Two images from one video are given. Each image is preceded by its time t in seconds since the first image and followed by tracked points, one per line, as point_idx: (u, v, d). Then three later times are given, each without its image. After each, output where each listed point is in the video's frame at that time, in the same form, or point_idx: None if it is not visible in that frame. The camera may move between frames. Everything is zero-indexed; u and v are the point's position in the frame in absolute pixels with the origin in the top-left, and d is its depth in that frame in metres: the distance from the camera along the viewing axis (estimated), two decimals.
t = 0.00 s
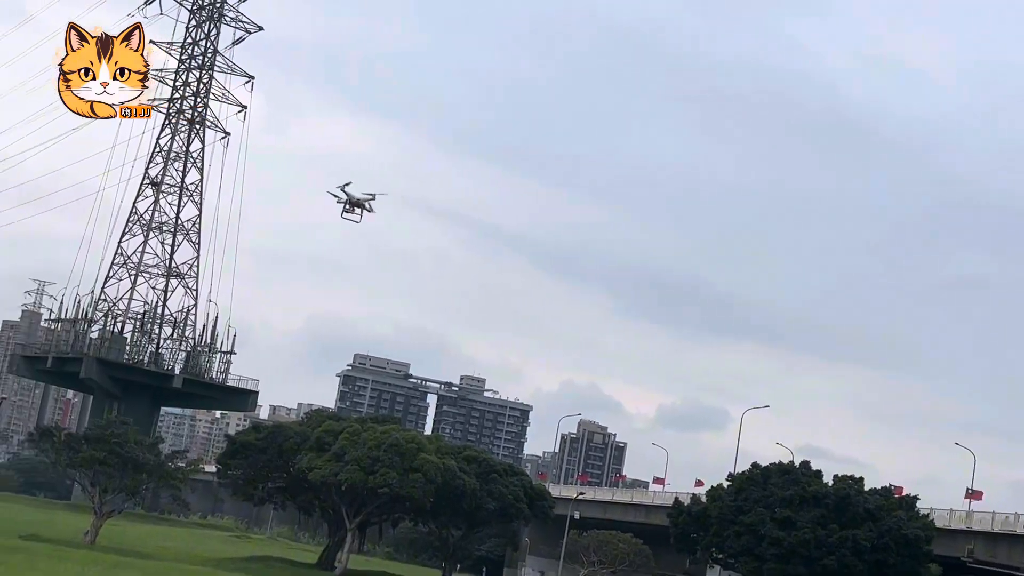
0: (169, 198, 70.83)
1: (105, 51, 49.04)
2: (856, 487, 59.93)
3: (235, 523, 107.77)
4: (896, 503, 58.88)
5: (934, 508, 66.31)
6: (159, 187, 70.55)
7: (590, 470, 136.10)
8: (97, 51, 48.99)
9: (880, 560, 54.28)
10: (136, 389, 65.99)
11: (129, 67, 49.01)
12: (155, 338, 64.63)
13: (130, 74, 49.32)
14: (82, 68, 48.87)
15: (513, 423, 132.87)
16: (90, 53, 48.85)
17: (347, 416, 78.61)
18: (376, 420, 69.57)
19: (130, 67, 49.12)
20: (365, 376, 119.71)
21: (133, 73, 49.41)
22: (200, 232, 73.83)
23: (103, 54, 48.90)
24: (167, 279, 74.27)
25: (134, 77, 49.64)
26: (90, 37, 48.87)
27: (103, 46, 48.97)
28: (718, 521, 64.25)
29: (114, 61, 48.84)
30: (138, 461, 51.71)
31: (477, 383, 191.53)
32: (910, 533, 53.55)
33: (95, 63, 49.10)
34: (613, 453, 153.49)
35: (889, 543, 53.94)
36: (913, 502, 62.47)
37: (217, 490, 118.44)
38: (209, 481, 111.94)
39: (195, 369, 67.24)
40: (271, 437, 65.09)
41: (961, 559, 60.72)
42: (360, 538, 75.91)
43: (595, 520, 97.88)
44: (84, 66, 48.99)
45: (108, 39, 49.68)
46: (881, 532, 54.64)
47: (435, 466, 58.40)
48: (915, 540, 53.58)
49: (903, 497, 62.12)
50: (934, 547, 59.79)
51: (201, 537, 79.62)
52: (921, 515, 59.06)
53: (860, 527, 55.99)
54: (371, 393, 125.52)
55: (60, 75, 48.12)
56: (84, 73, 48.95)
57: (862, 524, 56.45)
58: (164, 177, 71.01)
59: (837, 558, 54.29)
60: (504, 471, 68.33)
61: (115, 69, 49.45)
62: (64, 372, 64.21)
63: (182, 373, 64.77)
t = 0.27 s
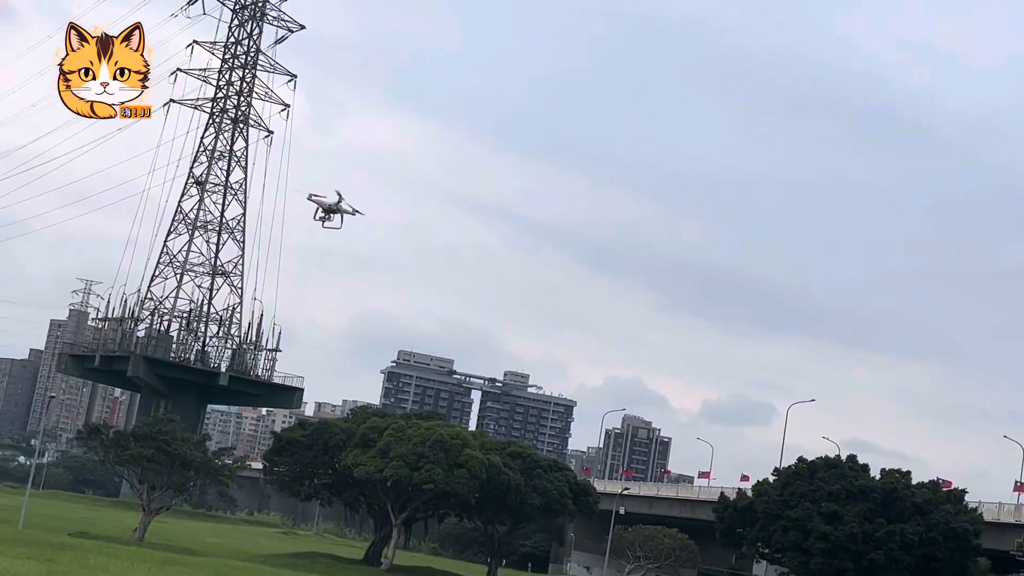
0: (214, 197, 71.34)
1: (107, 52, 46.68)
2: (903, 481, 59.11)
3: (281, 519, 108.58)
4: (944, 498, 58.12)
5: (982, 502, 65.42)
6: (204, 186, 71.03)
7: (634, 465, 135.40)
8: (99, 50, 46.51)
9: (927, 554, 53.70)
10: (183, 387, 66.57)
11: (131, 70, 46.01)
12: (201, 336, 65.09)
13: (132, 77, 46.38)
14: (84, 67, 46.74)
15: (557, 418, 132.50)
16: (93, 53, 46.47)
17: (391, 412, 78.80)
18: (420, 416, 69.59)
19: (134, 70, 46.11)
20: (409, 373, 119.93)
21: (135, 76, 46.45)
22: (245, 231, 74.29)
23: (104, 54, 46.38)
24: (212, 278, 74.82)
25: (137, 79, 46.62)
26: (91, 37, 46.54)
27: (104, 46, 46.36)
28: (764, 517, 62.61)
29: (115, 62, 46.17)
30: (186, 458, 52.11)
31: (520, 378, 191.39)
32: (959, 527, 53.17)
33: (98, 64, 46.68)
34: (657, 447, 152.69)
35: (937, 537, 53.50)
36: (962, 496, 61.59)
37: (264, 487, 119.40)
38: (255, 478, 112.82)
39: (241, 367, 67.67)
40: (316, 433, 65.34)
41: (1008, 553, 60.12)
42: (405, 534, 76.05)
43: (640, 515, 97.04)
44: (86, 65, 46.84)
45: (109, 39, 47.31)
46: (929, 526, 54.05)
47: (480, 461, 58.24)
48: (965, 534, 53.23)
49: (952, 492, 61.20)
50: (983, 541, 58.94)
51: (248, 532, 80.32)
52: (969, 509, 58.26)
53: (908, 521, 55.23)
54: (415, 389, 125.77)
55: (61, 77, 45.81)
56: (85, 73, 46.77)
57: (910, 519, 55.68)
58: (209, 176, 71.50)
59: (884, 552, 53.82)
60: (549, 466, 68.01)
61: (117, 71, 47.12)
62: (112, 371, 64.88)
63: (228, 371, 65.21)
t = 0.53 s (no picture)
0: (252, 195, 71.85)
1: (104, 51, 45.34)
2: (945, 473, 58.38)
3: (322, 516, 109.20)
4: (987, 490, 57.53)
5: None
6: (242, 184, 71.65)
7: (674, 459, 134.51)
8: (100, 51, 45.25)
9: (970, 546, 53.10)
10: (224, 384, 67.10)
11: (130, 70, 44.57)
12: (241, 333, 65.60)
13: (132, 78, 45.04)
14: (84, 67, 45.53)
15: (596, 413, 132.09)
16: (94, 52, 45.22)
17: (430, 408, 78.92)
18: (459, 412, 69.56)
19: (135, 71, 44.74)
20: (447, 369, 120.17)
21: (136, 77, 45.10)
22: (283, 228, 74.76)
23: (105, 54, 45.09)
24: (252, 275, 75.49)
25: (138, 80, 45.23)
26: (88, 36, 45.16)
27: (105, 46, 45.06)
28: (805, 510, 61.84)
29: (116, 62, 44.83)
30: (225, 455, 52.38)
31: (559, 373, 191.08)
32: (1003, 519, 52.57)
33: (99, 64, 45.43)
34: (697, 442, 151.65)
35: (980, 529, 52.84)
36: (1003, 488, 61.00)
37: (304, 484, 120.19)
38: (296, 474, 113.60)
39: (280, 364, 68.10)
40: (356, 429, 65.49)
41: None
42: (445, 530, 76.07)
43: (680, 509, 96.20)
44: (87, 65, 45.65)
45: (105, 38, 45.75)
46: (972, 519, 53.42)
47: (519, 456, 57.99)
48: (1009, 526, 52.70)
49: (993, 484, 60.53)
50: None
51: (290, 528, 80.83)
52: (1012, 502, 57.73)
53: (950, 514, 54.45)
54: (454, 385, 125.99)
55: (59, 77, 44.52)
56: (86, 73, 45.57)
57: (952, 511, 54.79)
58: (247, 174, 72.09)
59: (927, 545, 52.99)
60: (589, 461, 67.66)
61: (115, 70, 45.60)
62: (154, 369, 65.54)
63: (267, 368, 65.68)
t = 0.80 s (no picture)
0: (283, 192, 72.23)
1: (106, 52, 44.88)
2: (981, 465, 58.10)
3: (356, 512, 109.70)
4: None
5: None
6: (274, 182, 72.03)
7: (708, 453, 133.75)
8: (100, 51, 44.72)
9: (1008, 538, 53.08)
10: (257, 381, 67.48)
11: (130, 71, 43.99)
12: (274, 331, 65.97)
13: (132, 79, 44.51)
14: (84, 67, 45.04)
15: (629, 408, 131.51)
16: (94, 53, 44.71)
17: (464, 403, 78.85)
18: (492, 407, 69.44)
19: (134, 72, 44.21)
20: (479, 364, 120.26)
21: (135, 78, 44.58)
22: (315, 226, 75.09)
23: (104, 55, 44.56)
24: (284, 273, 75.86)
25: (138, 81, 44.67)
26: (90, 36, 44.80)
27: (104, 46, 44.50)
28: (840, 503, 60.60)
29: (115, 63, 44.27)
30: (260, 452, 52.70)
31: (591, 368, 190.59)
32: None
33: (98, 64, 44.92)
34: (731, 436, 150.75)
35: (1018, 521, 52.92)
36: None
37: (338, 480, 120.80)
38: (329, 471, 114.21)
39: (313, 361, 68.36)
40: (389, 425, 65.59)
41: None
42: (480, 526, 76.03)
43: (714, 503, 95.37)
44: (86, 64, 45.09)
45: (108, 40, 45.30)
46: (1009, 511, 53.57)
47: (553, 451, 57.86)
48: None
49: None
50: None
51: (325, 524, 81.17)
52: None
53: (986, 506, 54.25)
54: (486, 380, 126.02)
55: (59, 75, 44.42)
56: (85, 73, 45.04)
57: (988, 504, 54.69)
58: (278, 172, 72.48)
59: (963, 537, 52.67)
60: (622, 455, 67.28)
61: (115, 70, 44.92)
62: (188, 367, 66.04)
63: (300, 365, 66.00)
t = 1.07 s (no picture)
0: (309, 190, 72.37)
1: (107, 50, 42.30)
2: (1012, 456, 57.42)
3: (385, 508, 109.96)
4: None
5: None
6: (299, 180, 72.19)
7: (736, 447, 133.04)
8: (97, 50, 41.84)
9: None
10: (284, 379, 67.80)
11: (130, 71, 41.20)
12: (301, 328, 66.19)
13: (132, 79, 41.64)
14: (81, 68, 42.22)
15: (656, 402, 131.00)
16: (90, 52, 41.82)
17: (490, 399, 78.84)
18: (519, 402, 69.37)
19: (134, 72, 41.39)
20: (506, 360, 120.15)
21: (135, 78, 41.76)
22: (340, 223, 75.23)
23: (102, 55, 41.67)
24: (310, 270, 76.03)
25: (138, 81, 41.91)
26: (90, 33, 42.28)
27: (104, 45, 41.65)
28: (869, 496, 60.08)
29: (113, 63, 41.40)
30: (288, 449, 52.94)
31: (617, 363, 190.06)
32: None
33: (95, 64, 42.07)
34: (759, 430, 149.94)
35: None
36: None
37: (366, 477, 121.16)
38: (358, 467, 114.55)
39: (340, 357, 68.55)
40: (416, 421, 65.68)
41: None
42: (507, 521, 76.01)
43: (742, 497, 94.81)
44: (82, 64, 42.20)
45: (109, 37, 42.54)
46: None
47: (580, 447, 57.68)
48: None
49: None
50: None
51: (353, 521, 81.48)
52: None
53: (1017, 498, 53.64)
54: (513, 376, 125.89)
55: (57, 75, 41.92)
56: (82, 75, 42.28)
57: (1019, 495, 54.10)
58: (303, 169, 72.63)
59: (994, 529, 52.12)
60: (649, 450, 66.98)
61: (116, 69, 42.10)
62: (216, 365, 66.44)
63: (327, 362, 66.19)
